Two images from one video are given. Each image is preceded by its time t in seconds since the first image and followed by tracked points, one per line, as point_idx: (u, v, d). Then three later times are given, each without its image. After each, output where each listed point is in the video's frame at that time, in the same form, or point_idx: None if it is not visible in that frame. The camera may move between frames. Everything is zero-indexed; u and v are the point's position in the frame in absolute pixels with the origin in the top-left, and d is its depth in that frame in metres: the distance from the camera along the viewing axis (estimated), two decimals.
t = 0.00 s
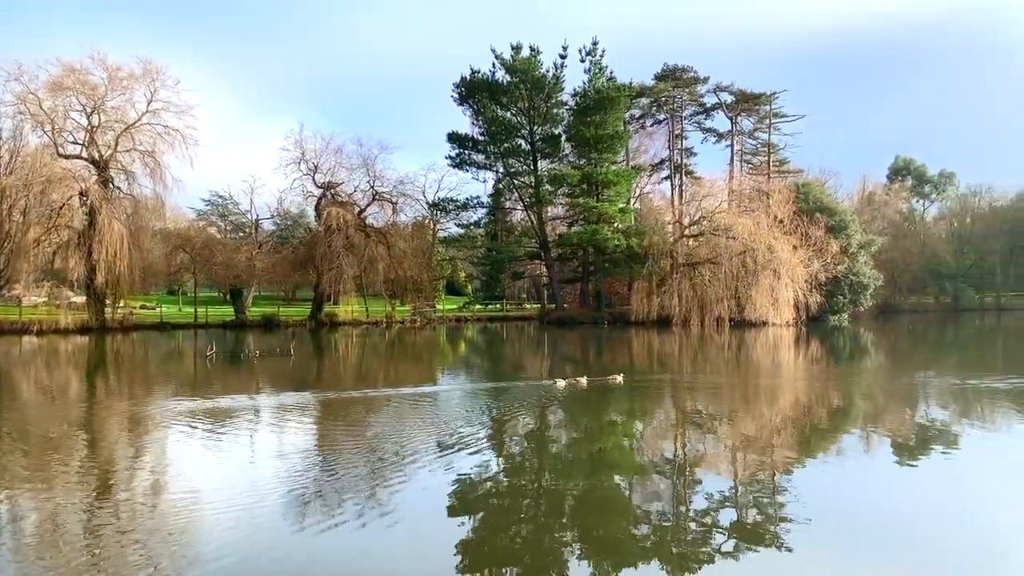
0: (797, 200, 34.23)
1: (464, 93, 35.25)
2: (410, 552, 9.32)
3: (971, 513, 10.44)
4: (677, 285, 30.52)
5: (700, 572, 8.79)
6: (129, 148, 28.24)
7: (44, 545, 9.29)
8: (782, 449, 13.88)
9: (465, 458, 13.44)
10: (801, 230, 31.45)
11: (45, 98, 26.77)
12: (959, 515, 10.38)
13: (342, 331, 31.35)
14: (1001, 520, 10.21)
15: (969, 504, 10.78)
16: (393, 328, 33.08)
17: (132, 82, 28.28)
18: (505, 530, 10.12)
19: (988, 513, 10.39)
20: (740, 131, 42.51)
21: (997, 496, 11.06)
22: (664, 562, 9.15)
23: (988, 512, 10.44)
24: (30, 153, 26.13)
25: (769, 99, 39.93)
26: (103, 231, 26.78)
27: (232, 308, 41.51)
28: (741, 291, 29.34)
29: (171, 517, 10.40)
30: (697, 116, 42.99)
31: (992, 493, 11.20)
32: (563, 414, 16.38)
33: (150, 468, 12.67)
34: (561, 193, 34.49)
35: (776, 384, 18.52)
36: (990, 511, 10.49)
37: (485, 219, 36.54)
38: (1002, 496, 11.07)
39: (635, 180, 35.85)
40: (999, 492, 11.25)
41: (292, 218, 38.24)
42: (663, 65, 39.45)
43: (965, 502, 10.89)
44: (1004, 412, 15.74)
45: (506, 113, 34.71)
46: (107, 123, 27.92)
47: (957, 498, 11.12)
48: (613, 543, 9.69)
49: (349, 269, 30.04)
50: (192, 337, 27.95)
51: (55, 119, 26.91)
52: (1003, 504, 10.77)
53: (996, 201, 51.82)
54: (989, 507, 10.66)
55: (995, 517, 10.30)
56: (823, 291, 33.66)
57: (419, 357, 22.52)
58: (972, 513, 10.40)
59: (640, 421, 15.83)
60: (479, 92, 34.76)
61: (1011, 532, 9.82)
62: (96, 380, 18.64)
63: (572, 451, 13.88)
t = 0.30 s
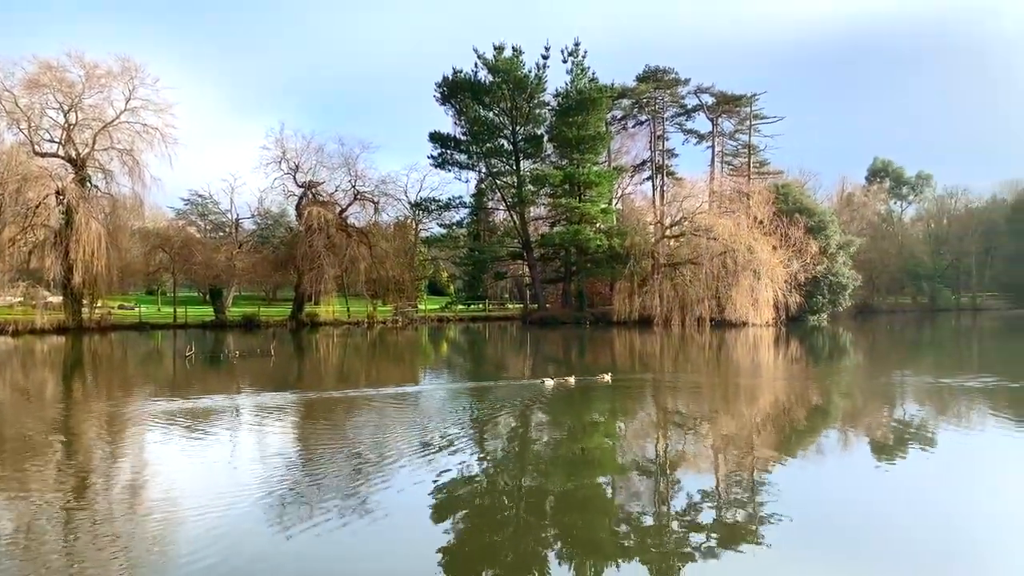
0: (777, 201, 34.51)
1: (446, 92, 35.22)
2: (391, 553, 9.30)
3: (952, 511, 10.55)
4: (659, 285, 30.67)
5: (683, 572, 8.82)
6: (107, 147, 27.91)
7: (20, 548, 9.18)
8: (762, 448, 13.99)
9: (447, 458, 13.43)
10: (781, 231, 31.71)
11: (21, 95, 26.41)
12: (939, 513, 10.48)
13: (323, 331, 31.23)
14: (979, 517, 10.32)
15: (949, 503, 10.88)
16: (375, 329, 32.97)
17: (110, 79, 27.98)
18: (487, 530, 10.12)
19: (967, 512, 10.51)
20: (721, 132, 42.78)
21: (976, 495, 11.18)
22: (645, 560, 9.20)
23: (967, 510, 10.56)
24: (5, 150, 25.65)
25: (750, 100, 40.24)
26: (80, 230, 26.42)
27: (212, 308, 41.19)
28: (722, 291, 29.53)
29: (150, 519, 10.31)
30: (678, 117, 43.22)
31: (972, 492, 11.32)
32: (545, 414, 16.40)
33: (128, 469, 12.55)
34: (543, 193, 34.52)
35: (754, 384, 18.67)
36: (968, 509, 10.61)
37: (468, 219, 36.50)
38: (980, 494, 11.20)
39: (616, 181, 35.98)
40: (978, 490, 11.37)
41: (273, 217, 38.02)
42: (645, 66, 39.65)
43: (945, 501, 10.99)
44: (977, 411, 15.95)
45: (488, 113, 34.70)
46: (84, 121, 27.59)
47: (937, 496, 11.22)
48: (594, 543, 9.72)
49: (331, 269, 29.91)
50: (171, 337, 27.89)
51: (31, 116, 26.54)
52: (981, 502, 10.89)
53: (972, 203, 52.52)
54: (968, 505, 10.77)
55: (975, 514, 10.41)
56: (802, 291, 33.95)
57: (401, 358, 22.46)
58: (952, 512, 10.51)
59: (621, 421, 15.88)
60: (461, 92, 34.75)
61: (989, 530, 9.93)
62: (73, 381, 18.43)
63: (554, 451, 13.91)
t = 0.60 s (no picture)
0: (755, 202, 34.81)
1: (426, 92, 35.15)
2: (370, 554, 9.28)
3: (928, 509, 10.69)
4: (638, 285, 30.85)
5: (662, 570, 8.89)
6: (81, 144, 27.52)
7: None
8: (740, 447, 14.09)
9: (427, 459, 13.39)
10: (758, 231, 31.99)
11: None
12: (914, 510, 10.63)
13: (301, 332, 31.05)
14: (954, 514, 10.47)
15: (926, 501, 11.01)
16: (354, 329, 32.85)
17: (84, 76, 27.59)
18: (467, 530, 10.12)
19: (942, 510, 10.65)
20: (699, 134, 43.09)
21: (951, 492, 11.34)
22: (625, 559, 9.24)
23: (943, 508, 10.70)
24: None
25: (728, 103, 40.58)
26: (53, 229, 26.03)
27: (189, 308, 40.76)
28: (700, 291, 29.76)
29: (125, 522, 10.19)
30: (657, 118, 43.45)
31: (947, 489, 11.49)
32: (526, 414, 16.42)
33: (105, 472, 12.40)
34: (523, 194, 34.55)
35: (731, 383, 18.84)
36: (944, 507, 10.76)
37: (447, 219, 36.44)
38: (955, 492, 11.36)
39: (596, 181, 36.12)
40: (953, 488, 11.53)
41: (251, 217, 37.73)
42: (624, 67, 39.84)
43: (922, 499, 11.13)
44: (948, 410, 16.19)
45: (468, 113, 34.67)
46: (58, 119, 27.16)
47: (913, 494, 11.37)
48: (575, 543, 9.75)
49: (309, 269, 29.74)
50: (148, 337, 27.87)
51: (3, 114, 26.07)
52: (957, 499, 11.04)
53: (945, 205, 53.33)
54: (944, 503, 10.91)
55: (949, 512, 10.56)
56: (779, 291, 34.29)
57: (380, 358, 22.36)
58: (928, 509, 10.65)
59: (601, 420, 15.95)
60: (441, 92, 34.71)
61: (963, 526, 10.07)
62: (46, 382, 18.16)
63: (535, 451, 13.94)
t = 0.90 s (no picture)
0: (732, 203, 35.10)
1: (405, 91, 35.08)
2: (346, 555, 9.24)
3: (901, 508, 10.81)
4: (616, 286, 30.97)
5: (638, 569, 8.92)
6: (53, 142, 27.10)
7: None
8: (718, 446, 14.19)
9: (405, 460, 13.33)
10: (735, 232, 32.27)
11: None
12: (887, 508, 10.76)
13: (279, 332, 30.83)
14: (927, 512, 10.62)
15: (899, 499, 11.17)
16: (332, 329, 32.69)
17: (56, 73, 27.18)
18: (446, 531, 10.09)
19: (916, 507, 10.79)
20: (677, 135, 43.37)
21: (926, 491, 11.48)
22: (603, 559, 9.26)
23: (917, 506, 10.84)
24: None
25: (705, 104, 40.90)
26: (24, 228, 25.59)
27: (164, 308, 40.30)
28: (677, 292, 29.98)
29: (98, 526, 10.06)
30: (635, 119, 43.64)
31: (920, 487, 11.66)
32: (504, 414, 16.42)
33: (77, 474, 12.22)
34: (502, 194, 34.59)
35: (705, 382, 18.99)
36: (918, 505, 10.90)
37: (426, 219, 36.36)
38: (930, 490, 11.51)
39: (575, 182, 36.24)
40: (926, 486, 11.70)
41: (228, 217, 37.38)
42: (603, 68, 40.00)
43: (894, 496, 11.28)
44: (919, 408, 16.45)
45: (446, 113, 34.65)
46: (29, 116, 26.72)
47: (883, 491, 11.52)
48: (553, 543, 9.76)
49: (286, 269, 29.55)
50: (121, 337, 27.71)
51: None
52: (931, 497, 11.20)
53: (919, 206, 54.14)
54: (918, 501, 11.06)
55: (921, 510, 10.70)
56: (756, 291, 34.62)
57: (358, 359, 22.24)
58: (901, 507, 10.80)
59: (580, 420, 15.99)
60: (419, 91, 34.67)
61: (935, 523, 10.20)
62: (16, 383, 17.85)
63: (513, 451, 13.95)
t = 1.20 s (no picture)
0: (710, 204, 35.36)
1: (384, 91, 35.01)
2: (325, 556, 9.20)
3: (878, 505, 10.95)
4: (596, 286, 31.10)
5: (618, 568, 8.96)
6: (25, 140, 26.65)
7: None
8: (696, 446, 14.28)
9: (385, 461, 13.27)
10: (713, 233, 32.53)
11: None
12: (864, 506, 10.89)
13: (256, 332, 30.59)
14: (903, 509, 10.76)
15: (876, 497, 11.31)
16: (311, 329, 32.52)
17: (28, 70, 26.72)
18: (426, 531, 10.07)
19: (893, 505, 10.93)
20: (656, 136, 43.62)
21: (903, 489, 11.63)
22: (583, 559, 9.28)
23: (893, 504, 10.98)
24: None
25: (684, 106, 41.18)
26: None
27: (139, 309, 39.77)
28: (656, 292, 30.20)
29: (73, 529, 9.92)
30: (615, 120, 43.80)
31: (896, 485, 11.81)
32: (484, 415, 16.41)
33: (51, 476, 12.03)
34: (482, 194, 34.62)
35: (681, 382, 19.14)
36: (895, 503, 11.04)
37: (406, 219, 36.25)
38: (906, 488, 11.67)
39: (555, 182, 36.32)
40: (903, 484, 11.85)
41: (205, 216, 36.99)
42: (582, 69, 40.14)
43: (872, 494, 11.41)
44: (893, 407, 16.69)
45: (426, 112, 34.59)
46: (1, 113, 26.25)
47: (861, 489, 11.66)
48: (534, 543, 9.77)
49: (264, 269, 29.33)
50: (95, 338, 27.31)
51: None
52: (907, 495, 11.34)
53: (893, 208, 54.92)
54: (894, 499, 11.20)
55: (898, 507, 10.83)
56: (733, 292, 34.93)
57: (336, 360, 22.12)
58: (879, 505, 10.92)
59: (559, 420, 16.03)
60: (398, 90, 34.64)
61: (910, 520, 10.34)
62: None
63: (493, 451, 13.95)
